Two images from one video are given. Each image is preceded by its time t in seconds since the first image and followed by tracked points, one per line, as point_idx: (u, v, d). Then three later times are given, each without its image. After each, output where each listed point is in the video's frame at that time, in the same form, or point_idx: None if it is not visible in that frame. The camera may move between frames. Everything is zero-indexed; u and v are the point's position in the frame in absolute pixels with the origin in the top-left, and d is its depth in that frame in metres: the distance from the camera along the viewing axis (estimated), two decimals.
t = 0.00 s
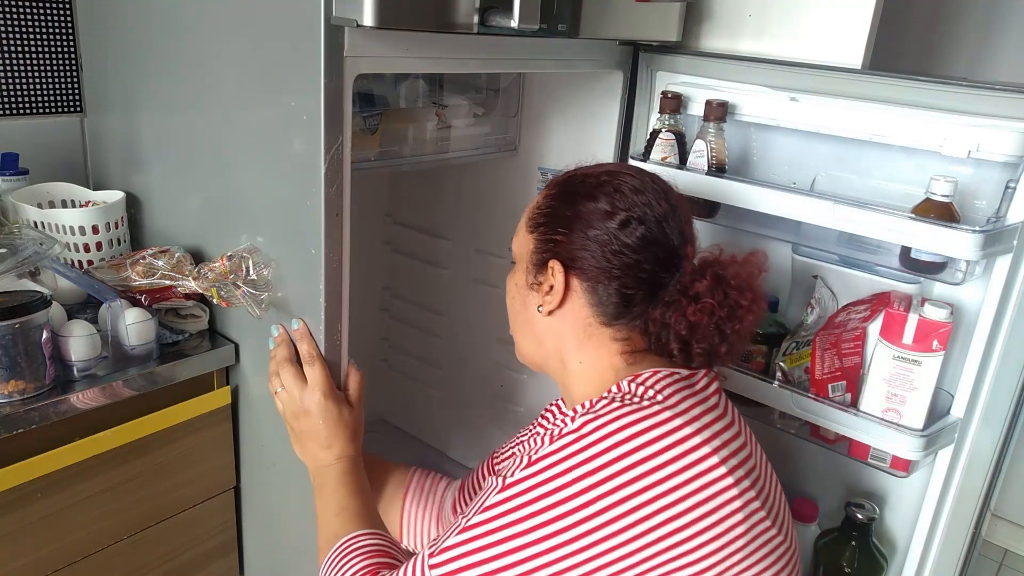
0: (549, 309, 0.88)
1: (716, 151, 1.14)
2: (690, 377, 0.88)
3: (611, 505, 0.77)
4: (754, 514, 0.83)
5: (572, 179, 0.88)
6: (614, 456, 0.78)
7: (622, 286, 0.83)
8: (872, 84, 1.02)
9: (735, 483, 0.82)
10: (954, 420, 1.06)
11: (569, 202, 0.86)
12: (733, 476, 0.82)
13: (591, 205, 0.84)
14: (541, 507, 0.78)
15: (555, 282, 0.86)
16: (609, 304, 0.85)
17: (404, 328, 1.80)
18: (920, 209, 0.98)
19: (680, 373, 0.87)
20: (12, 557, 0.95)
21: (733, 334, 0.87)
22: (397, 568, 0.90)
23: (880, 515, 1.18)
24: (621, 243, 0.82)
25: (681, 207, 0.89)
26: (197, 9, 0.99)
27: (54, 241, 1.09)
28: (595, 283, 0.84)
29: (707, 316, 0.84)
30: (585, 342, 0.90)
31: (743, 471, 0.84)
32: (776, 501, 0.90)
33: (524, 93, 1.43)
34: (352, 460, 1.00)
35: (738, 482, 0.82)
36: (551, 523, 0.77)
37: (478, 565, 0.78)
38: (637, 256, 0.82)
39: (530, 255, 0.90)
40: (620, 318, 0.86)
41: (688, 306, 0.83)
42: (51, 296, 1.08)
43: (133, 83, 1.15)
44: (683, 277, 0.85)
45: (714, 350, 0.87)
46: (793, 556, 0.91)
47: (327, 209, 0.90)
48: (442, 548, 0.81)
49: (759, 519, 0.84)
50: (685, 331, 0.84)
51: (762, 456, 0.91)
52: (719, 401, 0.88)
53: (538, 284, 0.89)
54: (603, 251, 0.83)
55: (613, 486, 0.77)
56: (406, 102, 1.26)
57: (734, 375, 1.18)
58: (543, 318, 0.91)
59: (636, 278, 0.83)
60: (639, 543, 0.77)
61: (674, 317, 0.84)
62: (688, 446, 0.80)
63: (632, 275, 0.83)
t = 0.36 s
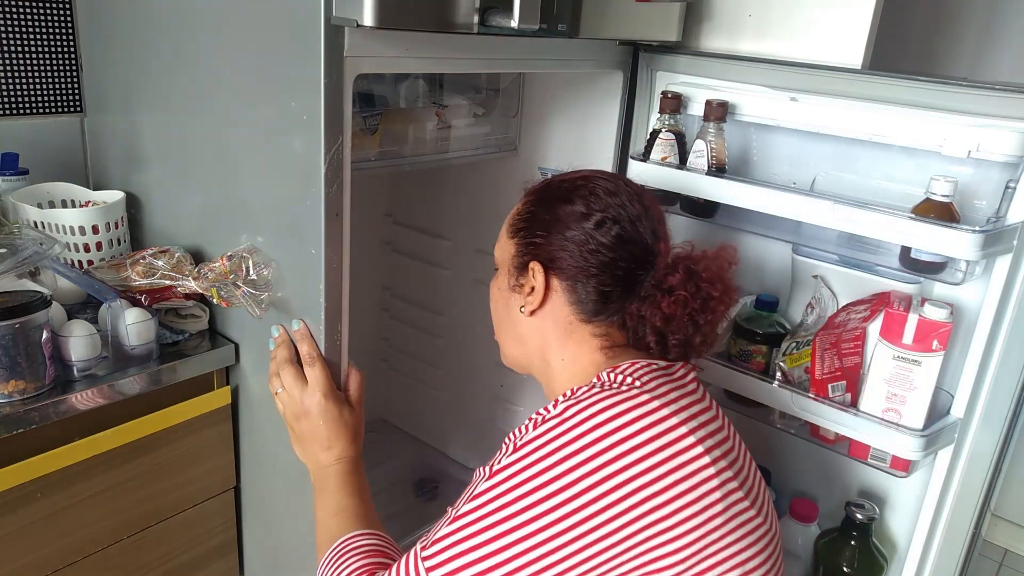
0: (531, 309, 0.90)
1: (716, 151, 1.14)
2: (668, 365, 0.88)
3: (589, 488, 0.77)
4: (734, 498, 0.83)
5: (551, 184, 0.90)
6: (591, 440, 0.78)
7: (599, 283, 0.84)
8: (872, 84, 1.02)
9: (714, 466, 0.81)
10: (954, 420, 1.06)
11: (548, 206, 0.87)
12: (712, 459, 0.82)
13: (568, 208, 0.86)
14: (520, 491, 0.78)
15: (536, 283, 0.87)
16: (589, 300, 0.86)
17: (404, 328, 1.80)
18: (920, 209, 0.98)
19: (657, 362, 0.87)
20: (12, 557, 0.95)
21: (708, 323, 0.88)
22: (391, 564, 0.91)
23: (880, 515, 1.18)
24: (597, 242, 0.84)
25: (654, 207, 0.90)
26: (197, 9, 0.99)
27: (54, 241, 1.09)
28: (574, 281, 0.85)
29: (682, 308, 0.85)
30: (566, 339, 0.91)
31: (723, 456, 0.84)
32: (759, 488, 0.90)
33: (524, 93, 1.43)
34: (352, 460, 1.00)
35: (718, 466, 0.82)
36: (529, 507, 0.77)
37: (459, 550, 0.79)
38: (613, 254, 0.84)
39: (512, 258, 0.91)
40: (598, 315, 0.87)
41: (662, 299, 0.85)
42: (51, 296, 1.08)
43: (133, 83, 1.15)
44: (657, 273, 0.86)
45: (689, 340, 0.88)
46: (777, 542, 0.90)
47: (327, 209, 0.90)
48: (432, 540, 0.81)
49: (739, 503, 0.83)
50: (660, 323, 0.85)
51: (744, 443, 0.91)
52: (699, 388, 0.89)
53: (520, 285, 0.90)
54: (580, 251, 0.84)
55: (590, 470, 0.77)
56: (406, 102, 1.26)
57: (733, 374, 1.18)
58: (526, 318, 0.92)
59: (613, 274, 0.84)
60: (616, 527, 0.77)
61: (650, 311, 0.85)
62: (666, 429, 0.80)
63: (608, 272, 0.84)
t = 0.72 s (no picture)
0: (502, 328, 0.91)
1: (716, 151, 1.15)
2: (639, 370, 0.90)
3: (570, 479, 0.78)
4: (711, 490, 0.83)
5: (515, 209, 0.93)
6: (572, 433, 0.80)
7: (564, 296, 0.86)
8: (872, 84, 1.02)
9: (693, 463, 0.82)
10: (954, 420, 1.06)
11: (512, 229, 0.91)
12: (689, 451, 0.83)
13: (529, 228, 0.89)
14: (503, 484, 0.79)
15: (505, 301, 0.89)
16: (556, 313, 0.87)
17: (404, 328, 1.80)
18: (920, 210, 0.98)
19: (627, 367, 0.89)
20: (12, 556, 0.95)
21: (673, 325, 0.88)
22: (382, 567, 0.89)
23: (880, 515, 1.18)
24: (559, 256, 0.86)
25: (613, 224, 0.93)
26: (196, 9, 0.99)
27: (54, 241, 1.09)
28: (540, 296, 0.87)
29: (644, 312, 0.85)
30: (538, 354, 0.91)
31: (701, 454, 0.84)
32: (740, 492, 0.90)
33: (524, 93, 1.43)
34: (351, 466, 1.00)
35: (696, 462, 0.83)
36: (512, 499, 0.78)
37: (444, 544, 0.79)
38: (575, 266, 0.85)
39: (481, 281, 0.93)
40: (567, 327, 0.88)
41: (624, 304, 0.85)
42: (51, 296, 1.08)
43: (134, 83, 1.15)
44: (618, 280, 0.87)
45: (656, 343, 0.88)
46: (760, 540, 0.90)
47: (327, 209, 0.90)
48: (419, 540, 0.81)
49: (717, 496, 0.84)
50: (624, 328, 0.86)
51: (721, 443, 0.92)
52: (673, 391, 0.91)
53: (490, 305, 0.92)
54: (544, 266, 0.86)
55: (572, 462, 0.78)
56: (406, 101, 1.26)
57: (732, 374, 1.18)
58: (497, 337, 0.93)
59: (576, 285, 0.86)
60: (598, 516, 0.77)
61: (613, 318, 0.85)
62: (644, 420, 0.81)
63: (572, 284, 0.85)
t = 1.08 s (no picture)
0: (516, 325, 0.90)
1: (716, 151, 1.15)
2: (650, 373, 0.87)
3: (564, 488, 0.76)
4: (715, 506, 0.79)
5: (527, 205, 0.93)
6: (569, 441, 0.78)
7: (578, 290, 0.85)
8: (874, 84, 1.01)
9: (695, 475, 0.79)
10: (955, 420, 1.05)
11: (524, 226, 0.90)
12: (691, 463, 0.79)
13: (542, 223, 0.88)
14: (498, 491, 0.78)
15: (519, 299, 0.88)
16: (571, 308, 0.86)
17: (404, 328, 1.80)
18: (920, 209, 0.98)
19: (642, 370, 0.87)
20: (12, 557, 0.94)
21: (685, 318, 0.87)
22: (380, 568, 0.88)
23: (881, 516, 1.18)
24: (572, 251, 0.85)
25: (626, 218, 0.92)
26: (196, 8, 0.98)
27: (53, 241, 1.09)
28: (554, 292, 0.86)
29: (658, 305, 0.84)
30: (553, 352, 0.91)
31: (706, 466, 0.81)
32: (752, 503, 0.87)
33: (523, 93, 1.43)
34: (351, 467, 1.00)
35: (699, 475, 0.79)
36: (506, 505, 0.77)
37: (437, 550, 0.79)
38: (588, 260, 0.84)
39: (494, 280, 0.93)
40: (581, 323, 0.87)
41: (637, 297, 0.84)
42: (50, 296, 1.08)
43: (133, 82, 1.15)
44: (631, 273, 0.86)
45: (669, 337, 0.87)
46: (771, 554, 0.86)
47: (327, 208, 0.90)
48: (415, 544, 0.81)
49: (722, 511, 0.80)
50: (638, 321, 0.84)
51: (735, 453, 0.88)
52: (685, 398, 0.87)
53: (503, 303, 0.92)
54: (556, 262, 0.85)
55: (567, 471, 0.77)
56: (406, 101, 1.26)
57: (732, 374, 1.18)
58: (512, 335, 0.93)
59: (591, 278, 0.84)
60: (591, 528, 0.75)
61: (626, 311, 0.84)
62: (644, 428, 0.79)
63: (585, 278, 0.84)
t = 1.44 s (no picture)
0: (510, 332, 0.91)
1: (716, 151, 1.15)
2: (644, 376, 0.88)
3: (558, 486, 0.76)
4: (709, 507, 0.79)
5: (521, 212, 0.93)
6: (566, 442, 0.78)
7: (570, 295, 0.85)
8: (874, 84, 1.01)
9: (688, 474, 0.79)
10: (954, 420, 1.05)
11: (518, 232, 0.90)
12: (685, 462, 0.80)
13: (534, 229, 0.88)
14: (492, 489, 0.78)
15: (512, 306, 0.89)
16: (563, 313, 0.86)
17: (404, 328, 1.80)
18: (921, 209, 0.98)
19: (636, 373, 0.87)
20: (12, 557, 0.94)
21: (675, 323, 0.87)
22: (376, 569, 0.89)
23: (880, 516, 1.18)
24: (564, 258, 0.85)
25: (619, 225, 0.92)
26: (196, 8, 0.98)
27: (53, 242, 1.09)
28: (546, 299, 0.86)
29: (647, 310, 0.84)
30: (546, 358, 0.91)
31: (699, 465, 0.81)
32: (748, 504, 0.86)
33: (523, 93, 1.43)
34: (351, 468, 1.00)
35: (692, 474, 0.79)
36: (500, 502, 0.77)
37: (432, 546, 0.79)
38: (579, 266, 0.84)
39: (489, 286, 0.93)
40: (573, 328, 0.87)
41: (626, 302, 0.84)
42: (50, 296, 1.08)
43: (133, 82, 1.15)
44: (621, 279, 0.86)
45: (659, 342, 0.87)
46: (764, 554, 0.86)
47: (327, 208, 0.90)
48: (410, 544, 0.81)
49: (716, 512, 0.80)
50: (627, 327, 0.85)
51: (729, 458, 0.88)
52: (680, 401, 0.88)
53: (496, 309, 0.92)
54: (549, 268, 0.85)
55: (561, 469, 0.77)
56: (406, 101, 1.26)
57: (732, 374, 1.18)
58: (505, 341, 0.93)
59: (583, 284, 0.84)
60: (584, 527, 0.75)
61: (615, 316, 0.84)
62: (638, 427, 0.79)
63: (577, 284, 0.84)
